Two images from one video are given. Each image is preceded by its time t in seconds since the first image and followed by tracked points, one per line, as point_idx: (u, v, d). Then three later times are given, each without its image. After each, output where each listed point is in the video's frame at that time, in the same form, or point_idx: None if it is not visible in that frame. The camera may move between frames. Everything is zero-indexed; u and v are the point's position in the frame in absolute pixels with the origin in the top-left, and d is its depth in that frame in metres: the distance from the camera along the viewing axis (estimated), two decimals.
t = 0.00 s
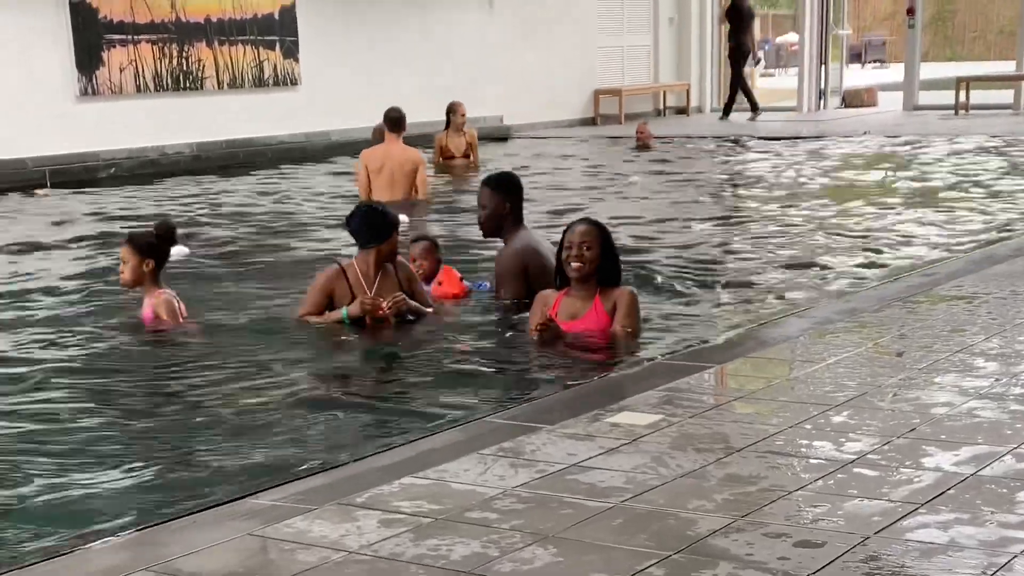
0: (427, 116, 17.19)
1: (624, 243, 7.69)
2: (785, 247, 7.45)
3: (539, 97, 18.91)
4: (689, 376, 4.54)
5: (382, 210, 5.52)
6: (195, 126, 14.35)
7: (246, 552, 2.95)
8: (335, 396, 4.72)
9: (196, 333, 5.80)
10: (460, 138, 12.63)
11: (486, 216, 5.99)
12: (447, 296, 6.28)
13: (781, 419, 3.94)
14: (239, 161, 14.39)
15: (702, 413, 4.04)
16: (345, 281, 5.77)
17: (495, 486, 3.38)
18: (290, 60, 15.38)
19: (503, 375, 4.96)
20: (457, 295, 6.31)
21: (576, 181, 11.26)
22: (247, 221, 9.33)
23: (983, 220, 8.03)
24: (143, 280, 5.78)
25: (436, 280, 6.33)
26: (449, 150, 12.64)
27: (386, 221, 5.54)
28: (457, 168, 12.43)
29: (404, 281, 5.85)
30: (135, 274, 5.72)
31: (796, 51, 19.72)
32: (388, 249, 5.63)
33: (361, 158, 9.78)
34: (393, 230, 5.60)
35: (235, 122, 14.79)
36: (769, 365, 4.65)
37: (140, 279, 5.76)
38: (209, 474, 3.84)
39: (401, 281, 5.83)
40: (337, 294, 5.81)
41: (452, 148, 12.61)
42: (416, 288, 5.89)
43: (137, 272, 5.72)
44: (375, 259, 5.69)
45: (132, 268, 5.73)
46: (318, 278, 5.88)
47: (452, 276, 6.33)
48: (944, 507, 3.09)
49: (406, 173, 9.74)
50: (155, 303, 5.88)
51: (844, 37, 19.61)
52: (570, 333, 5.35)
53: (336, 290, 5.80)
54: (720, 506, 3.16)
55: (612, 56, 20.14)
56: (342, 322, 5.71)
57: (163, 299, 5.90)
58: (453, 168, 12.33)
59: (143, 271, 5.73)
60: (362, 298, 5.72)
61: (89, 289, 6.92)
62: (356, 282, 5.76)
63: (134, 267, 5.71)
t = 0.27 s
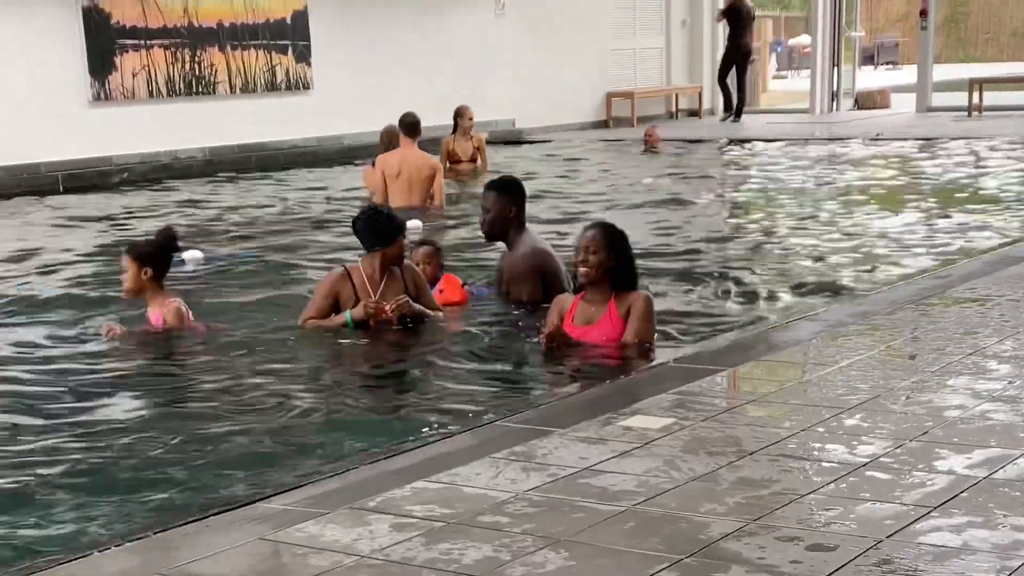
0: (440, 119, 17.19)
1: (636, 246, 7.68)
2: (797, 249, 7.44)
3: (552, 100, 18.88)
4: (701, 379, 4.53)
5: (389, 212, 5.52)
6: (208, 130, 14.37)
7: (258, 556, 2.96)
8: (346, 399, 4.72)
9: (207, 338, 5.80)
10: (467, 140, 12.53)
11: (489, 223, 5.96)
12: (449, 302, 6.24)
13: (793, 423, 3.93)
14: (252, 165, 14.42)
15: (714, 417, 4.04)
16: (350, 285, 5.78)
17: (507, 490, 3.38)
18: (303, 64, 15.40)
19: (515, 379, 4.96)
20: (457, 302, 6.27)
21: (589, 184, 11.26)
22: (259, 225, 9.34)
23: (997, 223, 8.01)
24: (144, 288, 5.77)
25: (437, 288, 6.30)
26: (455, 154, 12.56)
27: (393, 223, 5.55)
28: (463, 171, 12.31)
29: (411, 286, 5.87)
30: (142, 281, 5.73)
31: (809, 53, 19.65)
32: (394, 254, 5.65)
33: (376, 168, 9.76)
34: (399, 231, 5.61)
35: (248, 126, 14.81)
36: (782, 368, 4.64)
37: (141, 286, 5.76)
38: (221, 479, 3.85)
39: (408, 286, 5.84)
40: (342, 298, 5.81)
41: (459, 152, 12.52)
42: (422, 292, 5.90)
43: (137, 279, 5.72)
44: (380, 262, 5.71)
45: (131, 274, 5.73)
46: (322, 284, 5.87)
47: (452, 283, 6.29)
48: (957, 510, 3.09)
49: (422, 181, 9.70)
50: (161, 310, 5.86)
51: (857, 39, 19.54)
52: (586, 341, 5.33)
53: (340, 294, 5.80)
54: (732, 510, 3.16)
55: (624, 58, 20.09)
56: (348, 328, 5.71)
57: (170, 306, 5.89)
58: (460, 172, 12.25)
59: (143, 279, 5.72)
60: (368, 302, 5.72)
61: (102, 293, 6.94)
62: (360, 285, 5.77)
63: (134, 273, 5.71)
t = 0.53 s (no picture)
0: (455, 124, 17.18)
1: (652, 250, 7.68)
2: (813, 253, 7.43)
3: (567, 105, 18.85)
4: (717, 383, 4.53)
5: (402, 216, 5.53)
6: (224, 136, 14.40)
7: (273, 561, 2.97)
8: (361, 405, 4.73)
9: (223, 345, 5.81)
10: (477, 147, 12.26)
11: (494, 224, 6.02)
12: (462, 300, 6.31)
13: (808, 427, 3.93)
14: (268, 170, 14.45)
15: (730, 421, 4.04)
16: (362, 290, 5.79)
17: (522, 495, 3.39)
18: (318, 70, 15.42)
19: (531, 383, 4.96)
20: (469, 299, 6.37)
21: (604, 188, 11.26)
22: (275, 231, 9.36)
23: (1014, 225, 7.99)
24: (151, 296, 5.92)
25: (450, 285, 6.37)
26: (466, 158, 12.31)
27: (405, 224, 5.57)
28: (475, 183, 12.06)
29: (422, 289, 5.89)
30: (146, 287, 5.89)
31: (824, 57, 19.57)
32: (407, 258, 5.66)
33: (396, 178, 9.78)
34: (412, 235, 5.63)
35: (264, 132, 14.83)
36: (798, 372, 4.64)
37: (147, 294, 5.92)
38: (237, 484, 3.86)
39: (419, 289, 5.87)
40: (354, 302, 5.82)
41: (471, 157, 12.28)
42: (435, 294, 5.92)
43: (142, 284, 5.89)
44: (392, 265, 5.70)
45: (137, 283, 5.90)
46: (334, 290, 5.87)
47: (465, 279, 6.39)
48: (973, 514, 3.08)
49: (442, 185, 9.71)
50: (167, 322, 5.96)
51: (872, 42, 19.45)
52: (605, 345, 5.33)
53: (351, 298, 5.81)
54: (747, 514, 3.16)
55: (639, 63, 20.04)
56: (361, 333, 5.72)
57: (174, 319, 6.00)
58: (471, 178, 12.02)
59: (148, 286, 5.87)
60: (383, 308, 5.74)
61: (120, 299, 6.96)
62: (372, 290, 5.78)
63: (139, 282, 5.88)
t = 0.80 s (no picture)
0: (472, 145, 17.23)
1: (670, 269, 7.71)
2: (831, 272, 7.44)
3: (583, 126, 18.88)
4: (734, 402, 4.55)
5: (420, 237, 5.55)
6: (245, 158, 14.47)
7: None
8: (381, 424, 4.76)
9: (243, 365, 5.85)
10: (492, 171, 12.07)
11: (506, 242, 6.16)
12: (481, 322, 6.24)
13: (825, 445, 3.95)
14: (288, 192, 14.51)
15: (747, 439, 4.06)
16: (383, 310, 5.84)
17: (540, 512, 3.41)
18: (338, 92, 15.47)
19: (549, 402, 4.99)
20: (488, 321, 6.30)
21: (622, 208, 11.29)
22: (295, 251, 9.42)
23: None
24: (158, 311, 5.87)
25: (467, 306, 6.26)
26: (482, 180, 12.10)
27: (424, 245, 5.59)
28: (490, 203, 11.80)
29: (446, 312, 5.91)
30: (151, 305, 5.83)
31: (840, 77, 19.53)
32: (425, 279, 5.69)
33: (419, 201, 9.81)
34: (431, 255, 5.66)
35: (285, 153, 14.90)
36: (815, 391, 4.66)
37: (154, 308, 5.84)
38: (257, 502, 3.90)
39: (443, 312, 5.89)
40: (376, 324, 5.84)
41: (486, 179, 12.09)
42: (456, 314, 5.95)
43: (150, 299, 5.80)
44: (411, 285, 5.73)
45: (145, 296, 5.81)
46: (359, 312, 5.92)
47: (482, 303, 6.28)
48: (991, 532, 3.10)
49: (463, 205, 9.71)
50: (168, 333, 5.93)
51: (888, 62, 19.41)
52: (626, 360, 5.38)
53: (374, 318, 5.88)
54: (764, 531, 3.18)
55: (657, 84, 20.04)
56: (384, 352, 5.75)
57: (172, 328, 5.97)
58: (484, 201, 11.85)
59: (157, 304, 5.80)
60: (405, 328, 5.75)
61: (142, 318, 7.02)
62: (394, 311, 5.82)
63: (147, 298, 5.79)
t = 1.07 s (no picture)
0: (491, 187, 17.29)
1: (686, 308, 7.71)
2: (849, 311, 7.44)
3: (601, 168, 18.92)
4: (751, 441, 4.56)
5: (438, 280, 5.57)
6: (265, 201, 14.53)
7: None
8: (398, 462, 4.77)
9: (260, 405, 5.87)
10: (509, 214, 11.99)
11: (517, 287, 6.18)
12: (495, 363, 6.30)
13: (842, 484, 3.95)
14: (308, 235, 14.59)
15: (763, 478, 4.06)
16: (404, 350, 5.86)
17: (556, 550, 3.42)
18: (357, 135, 15.53)
19: (567, 441, 5.00)
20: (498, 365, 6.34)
21: (640, 249, 11.31)
22: (314, 292, 9.46)
23: None
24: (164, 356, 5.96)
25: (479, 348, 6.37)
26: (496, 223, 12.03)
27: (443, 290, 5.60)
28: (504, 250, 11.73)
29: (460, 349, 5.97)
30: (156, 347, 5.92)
31: (857, 118, 19.53)
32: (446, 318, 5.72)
33: (439, 241, 9.79)
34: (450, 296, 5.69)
35: (304, 196, 14.96)
36: (832, 430, 4.66)
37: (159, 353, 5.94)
38: (274, 539, 3.91)
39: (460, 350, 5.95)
40: (396, 362, 5.88)
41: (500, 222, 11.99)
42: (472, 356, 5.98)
43: (157, 345, 5.89)
44: (431, 326, 5.76)
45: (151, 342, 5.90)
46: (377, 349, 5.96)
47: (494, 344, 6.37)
48: (1009, 572, 3.10)
49: (485, 246, 9.74)
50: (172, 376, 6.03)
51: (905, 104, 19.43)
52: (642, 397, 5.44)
53: (393, 359, 5.88)
54: (781, 570, 3.19)
55: (676, 126, 20.09)
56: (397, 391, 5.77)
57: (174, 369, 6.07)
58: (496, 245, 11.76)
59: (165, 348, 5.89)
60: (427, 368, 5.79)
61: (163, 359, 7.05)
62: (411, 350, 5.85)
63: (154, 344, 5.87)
